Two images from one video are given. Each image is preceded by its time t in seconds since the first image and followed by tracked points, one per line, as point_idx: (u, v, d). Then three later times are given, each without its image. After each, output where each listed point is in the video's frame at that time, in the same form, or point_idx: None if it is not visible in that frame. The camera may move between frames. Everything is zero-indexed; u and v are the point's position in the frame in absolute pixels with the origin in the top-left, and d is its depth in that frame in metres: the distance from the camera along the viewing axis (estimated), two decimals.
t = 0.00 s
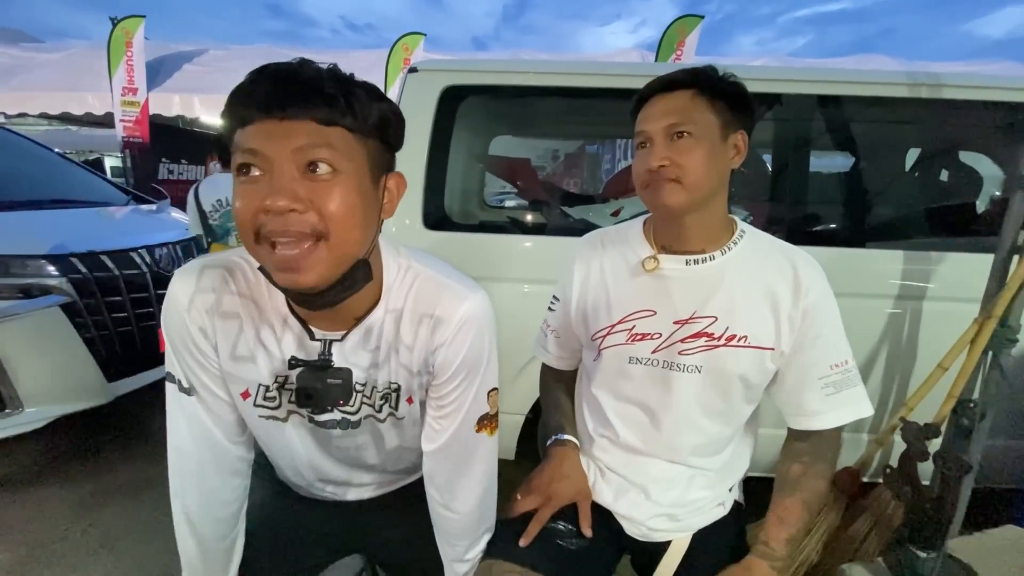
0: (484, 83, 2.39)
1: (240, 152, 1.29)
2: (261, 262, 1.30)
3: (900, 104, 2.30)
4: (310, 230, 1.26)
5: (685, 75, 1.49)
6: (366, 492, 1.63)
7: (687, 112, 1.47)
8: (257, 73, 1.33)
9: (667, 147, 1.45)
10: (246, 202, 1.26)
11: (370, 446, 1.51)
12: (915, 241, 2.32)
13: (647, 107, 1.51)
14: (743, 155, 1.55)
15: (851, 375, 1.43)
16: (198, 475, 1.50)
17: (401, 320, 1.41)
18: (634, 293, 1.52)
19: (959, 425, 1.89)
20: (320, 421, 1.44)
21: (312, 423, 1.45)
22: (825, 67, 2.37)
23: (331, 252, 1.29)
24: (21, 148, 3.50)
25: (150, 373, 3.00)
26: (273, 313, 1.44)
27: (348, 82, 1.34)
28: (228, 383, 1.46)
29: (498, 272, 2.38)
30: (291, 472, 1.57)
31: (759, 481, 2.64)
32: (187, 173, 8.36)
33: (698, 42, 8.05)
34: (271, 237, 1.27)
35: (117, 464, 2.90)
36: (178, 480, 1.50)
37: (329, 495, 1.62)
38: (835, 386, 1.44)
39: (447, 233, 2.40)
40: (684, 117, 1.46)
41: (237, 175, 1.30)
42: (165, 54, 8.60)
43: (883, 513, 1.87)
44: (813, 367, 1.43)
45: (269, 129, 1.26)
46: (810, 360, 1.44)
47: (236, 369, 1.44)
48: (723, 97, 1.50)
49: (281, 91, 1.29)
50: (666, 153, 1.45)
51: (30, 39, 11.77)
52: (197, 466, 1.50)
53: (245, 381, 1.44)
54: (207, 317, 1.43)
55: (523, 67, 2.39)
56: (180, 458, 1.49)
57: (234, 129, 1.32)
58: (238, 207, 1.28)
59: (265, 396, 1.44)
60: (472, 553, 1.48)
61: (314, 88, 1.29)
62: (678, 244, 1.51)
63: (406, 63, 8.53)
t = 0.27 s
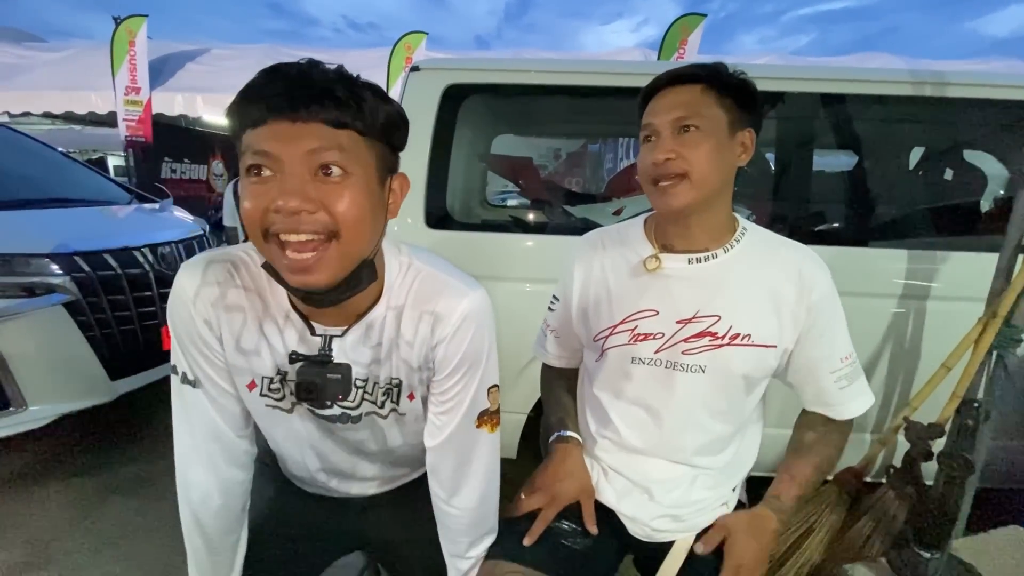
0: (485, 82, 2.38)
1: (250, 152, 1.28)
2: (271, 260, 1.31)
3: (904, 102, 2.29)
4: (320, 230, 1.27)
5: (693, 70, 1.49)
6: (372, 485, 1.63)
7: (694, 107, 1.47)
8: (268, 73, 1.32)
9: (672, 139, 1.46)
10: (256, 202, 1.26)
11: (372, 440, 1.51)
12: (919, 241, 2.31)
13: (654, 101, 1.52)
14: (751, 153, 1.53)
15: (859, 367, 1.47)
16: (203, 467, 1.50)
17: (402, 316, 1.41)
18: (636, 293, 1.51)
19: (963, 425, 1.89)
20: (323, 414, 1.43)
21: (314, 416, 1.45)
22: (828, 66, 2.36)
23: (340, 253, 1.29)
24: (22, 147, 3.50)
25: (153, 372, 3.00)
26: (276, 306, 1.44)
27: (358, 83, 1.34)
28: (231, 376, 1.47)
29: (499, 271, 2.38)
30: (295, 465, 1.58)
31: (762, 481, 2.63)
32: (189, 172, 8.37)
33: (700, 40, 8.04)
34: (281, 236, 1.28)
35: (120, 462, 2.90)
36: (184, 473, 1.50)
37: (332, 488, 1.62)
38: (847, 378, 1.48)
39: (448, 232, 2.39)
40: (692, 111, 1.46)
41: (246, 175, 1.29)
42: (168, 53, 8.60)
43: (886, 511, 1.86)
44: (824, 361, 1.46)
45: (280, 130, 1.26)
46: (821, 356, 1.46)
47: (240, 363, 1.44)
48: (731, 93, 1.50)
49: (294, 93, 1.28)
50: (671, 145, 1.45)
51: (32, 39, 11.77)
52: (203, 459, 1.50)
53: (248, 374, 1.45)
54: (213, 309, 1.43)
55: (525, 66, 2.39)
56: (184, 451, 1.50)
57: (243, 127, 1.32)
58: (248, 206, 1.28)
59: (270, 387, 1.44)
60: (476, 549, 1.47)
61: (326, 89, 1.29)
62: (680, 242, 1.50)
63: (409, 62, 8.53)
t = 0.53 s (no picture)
0: (488, 82, 2.39)
1: (269, 162, 1.28)
2: (290, 269, 1.31)
3: (908, 103, 2.29)
4: (340, 240, 1.27)
5: (699, 72, 1.49)
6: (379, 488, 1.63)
7: (701, 110, 1.47)
8: (289, 83, 1.34)
9: (678, 141, 1.46)
10: (276, 212, 1.26)
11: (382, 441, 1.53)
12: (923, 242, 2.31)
13: (661, 103, 1.51)
14: (757, 156, 1.54)
15: (880, 337, 1.48)
16: (218, 473, 1.50)
17: (411, 318, 1.44)
18: (645, 297, 1.50)
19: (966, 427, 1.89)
20: (336, 418, 1.46)
21: (325, 421, 1.47)
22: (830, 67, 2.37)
23: (358, 262, 1.30)
24: (23, 146, 3.50)
25: (157, 372, 3.01)
26: (287, 314, 1.44)
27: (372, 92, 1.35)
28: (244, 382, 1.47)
29: (502, 272, 2.38)
30: (301, 467, 1.59)
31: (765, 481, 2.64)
32: (192, 172, 8.38)
33: (702, 40, 8.03)
34: (301, 245, 1.28)
35: (126, 462, 2.91)
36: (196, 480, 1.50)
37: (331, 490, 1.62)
38: (873, 350, 1.49)
39: (451, 233, 2.40)
40: (699, 113, 1.46)
41: (264, 184, 1.29)
42: (169, 53, 8.61)
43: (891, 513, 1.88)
44: (846, 339, 1.47)
45: (301, 141, 1.26)
46: (847, 335, 1.47)
47: (253, 369, 1.45)
48: (738, 96, 1.50)
49: (311, 102, 1.29)
50: (676, 147, 1.45)
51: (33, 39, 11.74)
52: (216, 465, 1.50)
53: (260, 380, 1.46)
54: (225, 317, 1.43)
55: (528, 67, 2.39)
56: (192, 458, 1.49)
57: (260, 136, 1.32)
58: (268, 217, 1.27)
59: (281, 395, 1.46)
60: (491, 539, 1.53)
61: (345, 99, 1.30)
62: (687, 246, 1.49)
63: (410, 61, 8.53)
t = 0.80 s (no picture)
0: (493, 82, 2.38)
1: (333, 168, 1.27)
2: (349, 273, 1.32)
3: (914, 103, 2.28)
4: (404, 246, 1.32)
5: (719, 75, 1.48)
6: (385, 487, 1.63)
7: (722, 113, 1.45)
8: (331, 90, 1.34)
9: (697, 146, 1.44)
10: (351, 221, 1.27)
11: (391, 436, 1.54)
12: (929, 242, 2.30)
13: (679, 105, 1.50)
14: (776, 163, 1.53)
15: (892, 358, 1.46)
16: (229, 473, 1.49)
17: (422, 315, 1.44)
18: (653, 301, 1.49)
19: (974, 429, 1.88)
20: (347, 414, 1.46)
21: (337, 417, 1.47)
22: (837, 66, 2.35)
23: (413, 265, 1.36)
24: (27, 146, 3.50)
25: (161, 370, 3.01)
26: (303, 313, 1.42)
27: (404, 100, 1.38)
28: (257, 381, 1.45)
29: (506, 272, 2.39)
30: (307, 467, 1.58)
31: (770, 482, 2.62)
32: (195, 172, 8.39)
33: (705, 39, 8.01)
34: (366, 250, 1.30)
35: (129, 461, 2.91)
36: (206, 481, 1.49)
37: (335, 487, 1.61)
38: (880, 372, 1.46)
39: (455, 234, 2.41)
40: (718, 117, 1.44)
41: (323, 190, 1.28)
42: (173, 53, 8.62)
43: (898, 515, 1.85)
44: (859, 356, 1.45)
45: (369, 151, 1.27)
46: (854, 354, 1.45)
47: (268, 368, 1.43)
48: (758, 100, 1.48)
49: (354, 111, 1.30)
50: (695, 153, 1.43)
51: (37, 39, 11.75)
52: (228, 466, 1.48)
53: (274, 378, 1.44)
54: (240, 318, 1.40)
55: (532, 66, 2.38)
56: (201, 457, 1.47)
57: (312, 139, 1.30)
58: (337, 224, 1.27)
59: (296, 389, 1.45)
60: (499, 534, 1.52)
61: (397, 110, 1.33)
62: (698, 251, 1.48)
63: (413, 61, 8.52)
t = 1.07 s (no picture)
0: (494, 82, 2.38)
1: (385, 185, 1.26)
2: (395, 287, 1.32)
3: (918, 104, 2.27)
4: (446, 259, 1.33)
5: (739, 77, 1.47)
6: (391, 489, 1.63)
7: (739, 116, 1.44)
8: (370, 103, 1.34)
9: (713, 148, 1.43)
10: (402, 237, 1.27)
11: (400, 438, 1.54)
12: (931, 242, 2.30)
13: (696, 106, 1.48)
14: (788, 167, 1.53)
15: (899, 366, 1.46)
16: (239, 478, 1.48)
17: (436, 317, 1.44)
18: (659, 303, 1.49)
19: (977, 430, 1.87)
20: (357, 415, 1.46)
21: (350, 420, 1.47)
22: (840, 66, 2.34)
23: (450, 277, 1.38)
24: (26, 145, 3.49)
25: (164, 369, 3.01)
26: (317, 319, 1.41)
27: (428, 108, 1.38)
28: (269, 386, 1.44)
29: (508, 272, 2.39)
30: (311, 469, 1.58)
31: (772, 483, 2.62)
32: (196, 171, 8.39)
33: (706, 39, 8.00)
34: (415, 266, 1.31)
35: (130, 461, 2.92)
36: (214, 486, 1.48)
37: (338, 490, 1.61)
38: (889, 379, 1.46)
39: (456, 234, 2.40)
40: (736, 120, 1.43)
41: (372, 206, 1.27)
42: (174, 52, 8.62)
43: (898, 516, 1.84)
44: (866, 362, 1.44)
45: (419, 169, 1.27)
46: (863, 359, 1.45)
47: (281, 373, 1.43)
48: (775, 105, 1.48)
49: (392, 125, 1.29)
50: (711, 154, 1.42)
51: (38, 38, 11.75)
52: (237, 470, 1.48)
53: (286, 382, 1.44)
54: (254, 326, 1.39)
55: (534, 66, 2.38)
56: (211, 464, 1.47)
57: (359, 153, 1.28)
58: (387, 240, 1.27)
59: (307, 395, 1.45)
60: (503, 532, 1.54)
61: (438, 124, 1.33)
62: (706, 251, 1.49)
63: (414, 61, 8.52)
